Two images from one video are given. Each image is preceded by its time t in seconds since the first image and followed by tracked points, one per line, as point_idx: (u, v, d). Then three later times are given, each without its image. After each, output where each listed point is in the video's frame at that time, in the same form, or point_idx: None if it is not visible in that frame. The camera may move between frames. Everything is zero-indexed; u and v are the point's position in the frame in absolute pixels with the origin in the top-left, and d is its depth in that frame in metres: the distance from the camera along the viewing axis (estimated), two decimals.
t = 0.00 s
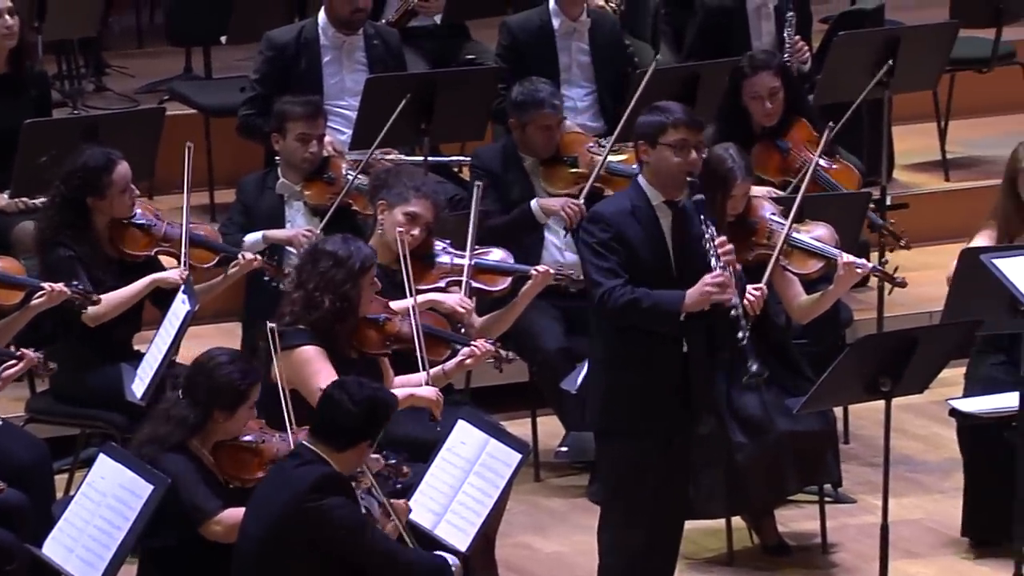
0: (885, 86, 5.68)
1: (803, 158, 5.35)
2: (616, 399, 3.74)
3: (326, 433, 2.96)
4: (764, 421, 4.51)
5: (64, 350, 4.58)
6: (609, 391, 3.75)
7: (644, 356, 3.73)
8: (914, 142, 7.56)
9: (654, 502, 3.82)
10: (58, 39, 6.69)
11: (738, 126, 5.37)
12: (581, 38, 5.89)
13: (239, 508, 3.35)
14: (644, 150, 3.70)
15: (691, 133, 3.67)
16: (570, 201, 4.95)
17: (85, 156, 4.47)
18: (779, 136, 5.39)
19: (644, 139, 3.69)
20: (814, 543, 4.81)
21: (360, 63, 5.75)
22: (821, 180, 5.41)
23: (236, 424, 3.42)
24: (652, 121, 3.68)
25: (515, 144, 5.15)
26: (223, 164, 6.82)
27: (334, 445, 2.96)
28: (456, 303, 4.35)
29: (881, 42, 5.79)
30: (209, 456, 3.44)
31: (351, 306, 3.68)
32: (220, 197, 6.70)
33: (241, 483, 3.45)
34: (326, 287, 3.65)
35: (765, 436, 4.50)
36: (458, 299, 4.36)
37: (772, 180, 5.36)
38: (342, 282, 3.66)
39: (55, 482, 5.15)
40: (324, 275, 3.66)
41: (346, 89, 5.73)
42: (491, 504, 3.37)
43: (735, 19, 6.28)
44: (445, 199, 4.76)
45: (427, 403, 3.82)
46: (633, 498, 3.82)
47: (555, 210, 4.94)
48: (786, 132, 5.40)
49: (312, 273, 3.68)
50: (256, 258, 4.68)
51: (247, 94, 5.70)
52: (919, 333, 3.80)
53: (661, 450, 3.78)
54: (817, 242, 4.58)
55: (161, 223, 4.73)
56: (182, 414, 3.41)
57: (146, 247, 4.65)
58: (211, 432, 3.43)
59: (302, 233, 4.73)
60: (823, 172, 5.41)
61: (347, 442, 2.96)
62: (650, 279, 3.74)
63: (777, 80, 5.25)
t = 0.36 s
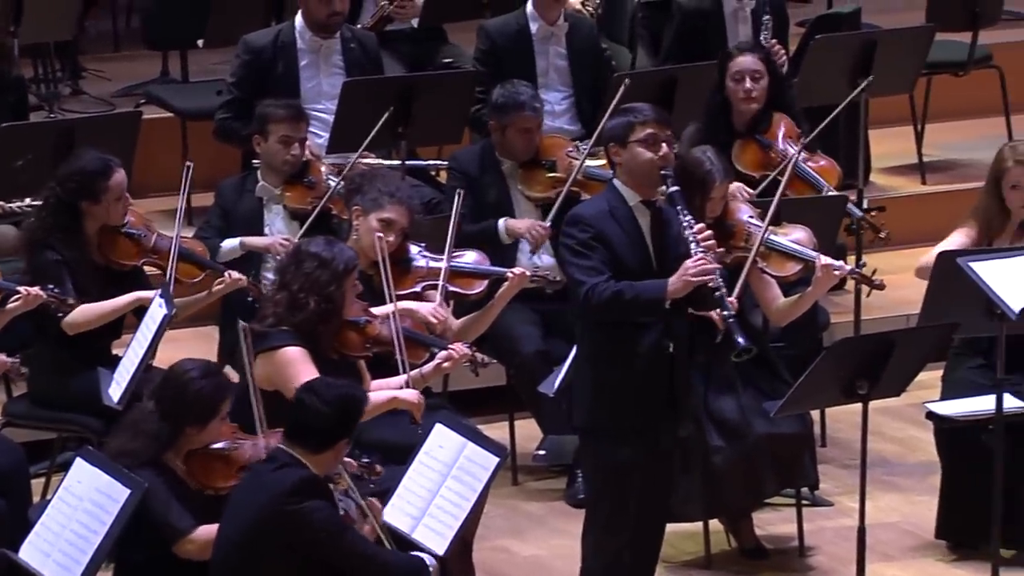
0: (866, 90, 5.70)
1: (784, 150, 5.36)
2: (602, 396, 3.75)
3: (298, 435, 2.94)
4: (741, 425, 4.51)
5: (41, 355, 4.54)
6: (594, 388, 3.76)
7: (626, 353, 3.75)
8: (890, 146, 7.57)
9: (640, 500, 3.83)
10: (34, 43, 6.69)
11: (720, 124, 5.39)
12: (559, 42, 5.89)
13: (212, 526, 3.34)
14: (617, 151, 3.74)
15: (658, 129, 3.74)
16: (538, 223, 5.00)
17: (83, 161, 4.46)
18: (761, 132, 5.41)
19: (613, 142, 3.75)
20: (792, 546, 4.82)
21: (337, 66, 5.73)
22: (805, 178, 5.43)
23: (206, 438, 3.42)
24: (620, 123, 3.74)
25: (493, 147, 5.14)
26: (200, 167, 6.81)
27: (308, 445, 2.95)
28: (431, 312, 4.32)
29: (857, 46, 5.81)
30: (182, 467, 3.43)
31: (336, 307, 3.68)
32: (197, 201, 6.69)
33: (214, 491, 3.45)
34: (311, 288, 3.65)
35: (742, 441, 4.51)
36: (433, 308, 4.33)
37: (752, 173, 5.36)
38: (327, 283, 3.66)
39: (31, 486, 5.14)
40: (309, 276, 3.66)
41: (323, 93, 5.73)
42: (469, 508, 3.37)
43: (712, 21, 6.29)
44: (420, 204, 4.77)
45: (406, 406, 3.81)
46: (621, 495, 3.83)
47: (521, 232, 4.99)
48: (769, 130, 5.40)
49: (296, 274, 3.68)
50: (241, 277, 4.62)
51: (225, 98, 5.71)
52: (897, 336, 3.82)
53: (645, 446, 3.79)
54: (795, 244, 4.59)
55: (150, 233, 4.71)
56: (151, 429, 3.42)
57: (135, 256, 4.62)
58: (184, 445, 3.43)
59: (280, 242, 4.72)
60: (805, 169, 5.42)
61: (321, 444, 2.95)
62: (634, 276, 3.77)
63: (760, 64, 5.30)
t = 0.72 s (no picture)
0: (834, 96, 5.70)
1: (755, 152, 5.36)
2: (566, 412, 3.77)
3: (244, 436, 2.95)
4: (710, 430, 4.51)
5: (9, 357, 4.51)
6: (558, 401, 3.78)
7: (587, 367, 3.77)
8: (858, 151, 7.58)
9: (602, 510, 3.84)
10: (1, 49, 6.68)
11: (689, 132, 5.41)
12: (526, 48, 5.90)
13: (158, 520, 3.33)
14: (590, 158, 3.76)
15: (636, 142, 3.74)
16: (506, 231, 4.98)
17: (52, 168, 4.43)
18: (735, 133, 5.43)
19: (590, 148, 3.75)
20: (760, 551, 4.82)
21: (305, 72, 5.71)
22: (778, 181, 5.43)
23: (147, 432, 3.39)
24: (598, 131, 3.75)
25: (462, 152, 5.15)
26: (168, 173, 6.80)
27: (254, 446, 2.95)
28: (399, 320, 4.31)
29: (824, 52, 5.82)
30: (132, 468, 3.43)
31: (295, 318, 3.68)
32: (165, 206, 6.68)
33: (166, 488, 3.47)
34: (271, 299, 3.65)
35: (711, 446, 4.51)
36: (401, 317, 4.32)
37: (723, 173, 5.36)
38: (286, 293, 3.66)
39: None
40: (267, 287, 3.67)
41: (291, 98, 5.72)
42: (438, 513, 3.38)
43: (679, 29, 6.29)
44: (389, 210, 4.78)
45: (369, 413, 3.79)
46: (582, 506, 3.84)
47: (488, 239, 4.97)
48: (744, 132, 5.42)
49: (255, 284, 3.68)
50: (209, 280, 4.58)
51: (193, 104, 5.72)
52: (865, 342, 3.83)
53: (608, 456, 3.81)
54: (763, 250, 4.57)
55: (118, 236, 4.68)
56: (88, 431, 3.37)
57: (105, 263, 4.62)
58: (126, 444, 3.40)
59: (245, 250, 4.69)
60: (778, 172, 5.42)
61: (270, 441, 2.95)
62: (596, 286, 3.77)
63: (734, 62, 5.35)
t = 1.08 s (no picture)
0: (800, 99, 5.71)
1: (724, 154, 5.39)
2: (521, 427, 3.76)
3: (223, 451, 3.06)
4: (677, 433, 4.52)
5: None
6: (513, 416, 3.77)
7: (544, 383, 3.76)
8: (824, 155, 7.60)
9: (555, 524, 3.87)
10: None
11: (663, 130, 5.43)
12: (493, 51, 5.90)
13: (121, 529, 3.39)
14: (563, 175, 3.66)
15: (613, 168, 3.62)
16: (474, 224, 5.00)
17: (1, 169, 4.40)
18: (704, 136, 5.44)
19: (566, 166, 3.62)
20: (727, 554, 4.83)
21: (272, 76, 5.74)
22: (747, 185, 5.44)
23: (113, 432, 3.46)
24: (573, 149, 3.62)
25: (430, 157, 5.15)
26: (134, 176, 6.79)
27: (234, 459, 3.06)
28: (365, 324, 4.32)
29: (791, 55, 5.83)
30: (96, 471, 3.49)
31: (253, 329, 3.69)
32: (131, 211, 6.67)
33: (132, 491, 3.55)
34: (227, 310, 3.66)
35: (677, 450, 4.51)
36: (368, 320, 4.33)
37: (695, 176, 5.38)
38: (243, 304, 3.66)
39: None
40: (225, 297, 3.67)
41: (258, 102, 5.74)
42: (405, 517, 3.38)
43: (644, 29, 6.30)
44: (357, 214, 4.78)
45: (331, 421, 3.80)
46: (536, 520, 3.86)
47: (457, 234, 5.00)
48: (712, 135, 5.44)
49: (213, 295, 3.69)
50: (170, 277, 4.57)
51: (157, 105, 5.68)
52: (831, 345, 3.84)
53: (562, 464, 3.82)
54: (729, 255, 4.58)
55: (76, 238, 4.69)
56: (54, 430, 3.43)
57: (60, 263, 4.61)
58: (92, 445, 3.46)
59: (214, 249, 4.66)
60: (747, 174, 5.44)
61: (248, 458, 3.06)
62: (549, 297, 3.76)
63: (703, 65, 5.34)
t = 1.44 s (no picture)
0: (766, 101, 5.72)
1: (694, 161, 5.41)
2: (487, 435, 3.75)
3: (177, 445, 3.03)
4: (643, 438, 4.49)
5: None
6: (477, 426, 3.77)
7: (512, 391, 3.74)
8: (789, 160, 7.62)
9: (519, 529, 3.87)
10: None
11: (627, 135, 5.43)
12: (459, 57, 5.91)
13: (101, 529, 3.37)
14: (499, 179, 3.68)
15: (547, 162, 3.66)
16: (448, 222, 5.02)
17: None
18: (670, 141, 5.46)
19: (499, 170, 3.66)
20: (693, 558, 4.83)
21: (237, 81, 5.72)
22: (717, 192, 5.46)
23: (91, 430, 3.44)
24: (503, 151, 3.65)
25: (397, 162, 5.15)
26: (98, 182, 6.78)
27: (188, 456, 3.03)
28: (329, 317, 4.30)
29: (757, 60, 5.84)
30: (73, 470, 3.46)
31: (211, 337, 3.69)
32: (95, 217, 6.66)
33: (110, 493, 3.53)
34: (185, 321, 3.66)
35: (643, 453, 4.49)
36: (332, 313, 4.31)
37: (664, 183, 5.40)
38: (201, 315, 3.66)
39: None
40: (182, 308, 3.66)
41: (222, 108, 5.73)
42: (370, 524, 3.38)
43: (608, 35, 6.31)
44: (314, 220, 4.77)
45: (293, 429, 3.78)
46: (501, 528, 3.85)
47: (431, 232, 5.01)
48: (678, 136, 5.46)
49: (171, 305, 3.68)
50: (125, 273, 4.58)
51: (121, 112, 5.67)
52: (796, 349, 3.84)
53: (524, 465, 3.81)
54: (696, 254, 4.61)
55: (28, 240, 4.72)
56: (36, 425, 3.41)
57: (11, 266, 4.67)
58: (71, 442, 3.44)
59: (179, 256, 4.65)
60: (717, 181, 5.45)
61: (201, 451, 3.03)
62: (508, 306, 3.72)
63: (666, 71, 5.34)
